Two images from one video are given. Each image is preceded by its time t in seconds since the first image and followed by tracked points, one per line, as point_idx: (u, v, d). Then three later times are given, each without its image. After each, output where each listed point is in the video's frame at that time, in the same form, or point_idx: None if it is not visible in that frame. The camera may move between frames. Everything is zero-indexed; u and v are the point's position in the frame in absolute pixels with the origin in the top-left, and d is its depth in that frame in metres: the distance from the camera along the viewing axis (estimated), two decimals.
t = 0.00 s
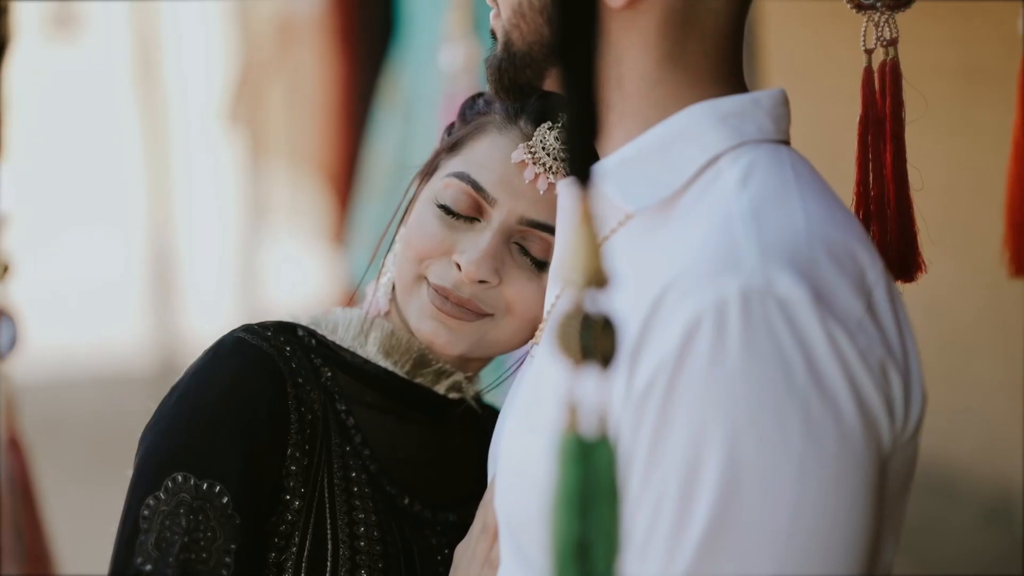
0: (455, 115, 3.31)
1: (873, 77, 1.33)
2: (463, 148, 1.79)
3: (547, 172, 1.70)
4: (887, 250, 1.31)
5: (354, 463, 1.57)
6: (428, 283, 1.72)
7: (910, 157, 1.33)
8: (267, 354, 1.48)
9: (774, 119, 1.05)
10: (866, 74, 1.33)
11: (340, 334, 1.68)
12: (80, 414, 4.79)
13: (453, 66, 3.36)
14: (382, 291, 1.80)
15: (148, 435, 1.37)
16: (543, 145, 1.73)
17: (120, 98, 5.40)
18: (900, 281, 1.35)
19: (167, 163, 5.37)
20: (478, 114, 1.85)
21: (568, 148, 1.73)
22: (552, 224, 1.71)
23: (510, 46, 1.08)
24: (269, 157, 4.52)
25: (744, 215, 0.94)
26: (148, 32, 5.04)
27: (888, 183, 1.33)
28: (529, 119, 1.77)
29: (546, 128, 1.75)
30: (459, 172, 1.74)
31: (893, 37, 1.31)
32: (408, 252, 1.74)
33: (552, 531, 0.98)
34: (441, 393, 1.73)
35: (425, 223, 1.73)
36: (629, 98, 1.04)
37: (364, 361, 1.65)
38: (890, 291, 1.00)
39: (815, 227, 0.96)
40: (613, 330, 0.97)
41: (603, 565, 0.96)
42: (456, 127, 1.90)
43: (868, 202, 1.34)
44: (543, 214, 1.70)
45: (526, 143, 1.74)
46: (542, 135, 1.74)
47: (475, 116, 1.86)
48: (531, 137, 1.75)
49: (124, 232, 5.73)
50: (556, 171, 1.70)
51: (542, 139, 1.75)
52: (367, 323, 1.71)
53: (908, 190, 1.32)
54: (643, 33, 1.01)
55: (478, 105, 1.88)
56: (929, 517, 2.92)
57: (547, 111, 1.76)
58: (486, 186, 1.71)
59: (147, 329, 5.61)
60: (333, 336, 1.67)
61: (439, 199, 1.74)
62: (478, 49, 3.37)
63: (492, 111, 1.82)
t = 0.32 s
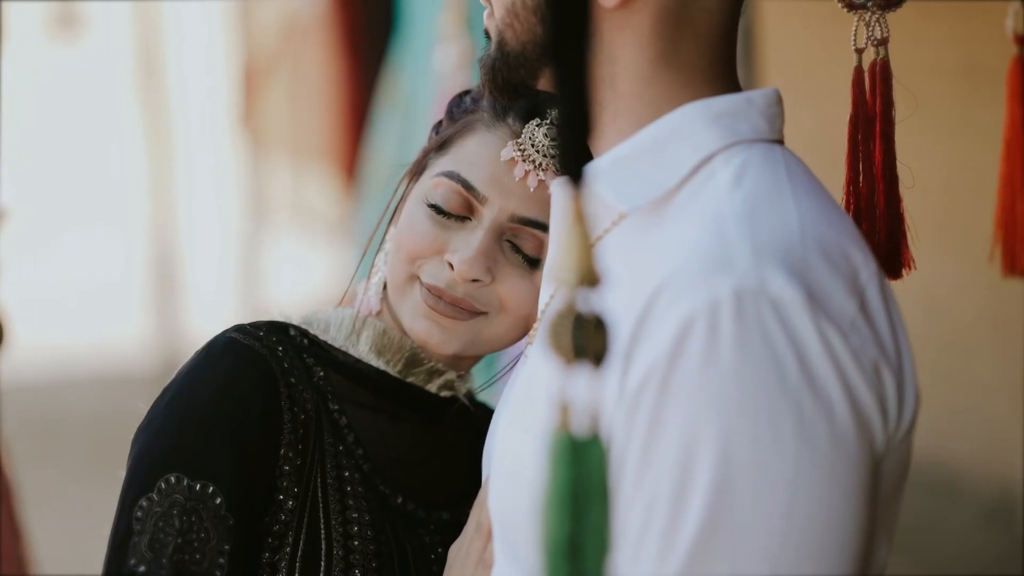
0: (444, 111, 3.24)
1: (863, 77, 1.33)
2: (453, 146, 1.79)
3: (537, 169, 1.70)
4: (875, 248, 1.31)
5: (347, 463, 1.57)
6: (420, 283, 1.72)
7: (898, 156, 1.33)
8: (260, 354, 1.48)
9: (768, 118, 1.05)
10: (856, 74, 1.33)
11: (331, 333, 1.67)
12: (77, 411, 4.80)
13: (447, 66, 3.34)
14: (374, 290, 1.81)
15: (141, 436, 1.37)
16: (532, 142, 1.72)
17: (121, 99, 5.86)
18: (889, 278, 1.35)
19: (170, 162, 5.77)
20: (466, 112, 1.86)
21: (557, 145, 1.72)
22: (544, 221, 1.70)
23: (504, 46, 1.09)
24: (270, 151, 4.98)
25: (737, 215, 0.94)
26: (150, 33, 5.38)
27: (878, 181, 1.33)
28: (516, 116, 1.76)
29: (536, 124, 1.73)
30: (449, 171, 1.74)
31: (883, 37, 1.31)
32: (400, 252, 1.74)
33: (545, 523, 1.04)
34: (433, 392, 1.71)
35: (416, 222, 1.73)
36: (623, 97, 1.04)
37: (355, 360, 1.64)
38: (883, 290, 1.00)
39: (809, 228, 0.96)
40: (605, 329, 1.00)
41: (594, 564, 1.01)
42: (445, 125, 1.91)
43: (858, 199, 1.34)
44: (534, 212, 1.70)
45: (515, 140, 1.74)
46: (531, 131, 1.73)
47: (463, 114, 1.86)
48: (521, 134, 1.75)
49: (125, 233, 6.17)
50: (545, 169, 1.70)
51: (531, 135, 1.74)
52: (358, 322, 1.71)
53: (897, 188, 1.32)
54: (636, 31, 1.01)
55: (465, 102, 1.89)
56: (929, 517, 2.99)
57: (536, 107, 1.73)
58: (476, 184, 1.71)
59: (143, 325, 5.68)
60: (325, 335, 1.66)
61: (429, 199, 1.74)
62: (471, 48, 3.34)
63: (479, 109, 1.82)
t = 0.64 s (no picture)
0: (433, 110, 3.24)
1: (857, 78, 1.34)
2: (438, 145, 1.80)
3: (524, 166, 1.72)
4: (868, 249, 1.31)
5: (338, 463, 1.57)
6: (411, 284, 1.73)
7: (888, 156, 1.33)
8: (250, 355, 1.48)
9: (760, 118, 1.04)
10: (849, 74, 1.34)
11: (322, 333, 1.68)
12: (77, 409, 4.76)
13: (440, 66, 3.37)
14: (362, 290, 1.82)
15: (131, 438, 1.37)
16: (518, 139, 1.74)
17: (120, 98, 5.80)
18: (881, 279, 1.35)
19: (172, 163, 5.85)
20: (449, 110, 1.85)
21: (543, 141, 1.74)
22: (532, 218, 1.71)
23: (496, 47, 1.12)
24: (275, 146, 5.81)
25: (730, 215, 0.94)
26: (150, 34, 5.67)
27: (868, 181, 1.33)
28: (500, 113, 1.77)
29: (520, 122, 1.75)
30: (435, 171, 1.75)
31: (875, 36, 1.31)
32: (389, 253, 1.75)
33: (537, 522, 1.04)
34: (423, 391, 1.73)
35: (404, 223, 1.74)
36: (615, 98, 1.04)
37: (344, 361, 1.64)
38: (875, 291, 1.00)
39: (801, 228, 0.95)
40: (592, 328, 1.01)
41: (584, 563, 1.01)
42: (428, 124, 1.90)
43: (852, 201, 1.34)
44: (520, 209, 1.71)
45: (500, 139, 1.75)
46: (516, 129, 1.75)
47: (446, 113, 1.85)
48: (505, 132, 1.76)
49: (125, 233, 5.86)
50: (533, 165, 1.72)
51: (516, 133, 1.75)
52: (349, 321, 1.71)
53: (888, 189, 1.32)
54: (628, 32, 1.01)
55: (448, 100, 1.87)
56: (929, 517, 2.97)
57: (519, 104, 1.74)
58: (462, 183, 1.72)
59: (140, 319, 5.51)
60: (315, 335, 1.66)
61: (417, 199, 1.74)
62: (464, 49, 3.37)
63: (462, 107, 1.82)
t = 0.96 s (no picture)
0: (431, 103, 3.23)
1: (851, 79, 1.34)
2: (421, 145, 1.78)
3: (510, 163, 1.71)
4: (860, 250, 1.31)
5: (330, 463, 1.57)
6: (402, 285, 1.73)
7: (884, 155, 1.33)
8: (241, 356, 1.49)
9: (753, 118, 1.04)
10: (843, 76, 1.34)
11: (311, 333, 1.69)
12: (77, 407, 4.76)
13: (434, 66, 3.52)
14: (349, 290, 1.80)
15: (122, 441, 1.37)
16: (503, 136, 1.73)
17: (120, 98, 5.63)
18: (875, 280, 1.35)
19: (172, 162, 5.67)
20: (430, 109, 1.83)
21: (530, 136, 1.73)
22: (519, 214, 1.71)
23: (490, 47, 1.12)
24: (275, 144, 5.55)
25: (722, 215, 0.94)
26: (150, 33, 5.54)
27: (865, 179, 1.32)
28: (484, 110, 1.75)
29: (504, 118, 1.74)
30: (421, 171, 1.74)
31: (870, 36, 1.31)
32: (378, 255, 1.75)
33: (527, 518, 1.05)
34: (414, 389, 1.73)
35: (391, 224, 1.74)
36: (609, 98, 1.04)
37: (334, 360, 1.65)
38: (869, 291, 1.00)
39: (794, 229, 0.95)
40: (579, 326, 1.02)
41: (572, 559, 1.03)
42: (410, 123, 1.87)
43: (846, 202, 1.34)
44: (507, 206, 1.71)
45: (485, 136, 1.74)
46: (500, 125, 1.74)
47: (427, 111, 1.83)
48: (490, 129, 1.74)
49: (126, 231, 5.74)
50: (519, 162, 1.71)
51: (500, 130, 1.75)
52: (337, 321, 1.73)
53: (881, 190, 1.32)
54: (621, 32, 1.02)
55: (428, 98, 1.85)
56: (929, 516, 2.94)
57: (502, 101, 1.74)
58: (448, 181, 1.71)
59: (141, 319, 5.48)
60: (305, 335, 1.68)
61: (403, 200, 1.73)
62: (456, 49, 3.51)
63: (445, 105, 1.80)
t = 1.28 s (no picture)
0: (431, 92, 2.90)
1: (851, 77, 1.34)
2: (407, 146, 1.76)
3: (496, 159, 1.71)
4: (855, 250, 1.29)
5: (321, 465, 1.57)
6: (394, 286, 1.72)
7: (881, 153, 1.32)
8: (230, 357, 1.49)
9: (750, 116, 1.04)
10: (844, 73, 1.34)
11: (300, 334, 1.70)
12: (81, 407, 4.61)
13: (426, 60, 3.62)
14: (337, 292, 1.80)
15: (110, 445, 1.38)
16: (487, 132, 1.73)
17: (121, 98, 5.04)
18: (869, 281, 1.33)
19: (173, 162, 5.08)
20: (413, 106, 1.82)
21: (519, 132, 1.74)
22: (508, 209, 1.71)
23: (484, 45, 1.14)
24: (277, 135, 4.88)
25: (719, 214, 0.93)
26: (149, 33, 4.92)
27: (863, 178, 1.32)
28: (467, 107, 1.76)
29: (487, 113, 1.74)
30: (407, 171, 1.73)
31: (871, 34, 1.30)
32: (367, 258, 1.73)
33: (516, 516, 1.05)
34: (405, 388, 1.76)
35: (379, 225, 1.73)
36: (605, 96, 1.03)
37: (324, 361, 1.67)
38: (867, 292, 0.99)
39: (791, 229, 0.94)
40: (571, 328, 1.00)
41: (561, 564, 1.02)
42: (391, 121, 1.85)
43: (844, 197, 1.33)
44: (496, 202, 1.71)
45: (470, 132, 1.74)
46: (484, 121, 1.74)
47: (409, 109, 1.82)
48: (474, 125, 1.74)
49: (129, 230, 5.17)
50: (505, 157, 1.72)
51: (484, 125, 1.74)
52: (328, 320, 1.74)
53: (881, 189, 1.31)
54: (617, 30, 1.01)
55: (409, 96, 1.84)
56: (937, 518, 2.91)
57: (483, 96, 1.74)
58: (435, 180, 1.71)
59: (141, 318, 5.00)
60: (294, 336, 1.69)
61: (391, 201, 1.72)
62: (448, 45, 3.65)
63: (427, 103, 1.80)
